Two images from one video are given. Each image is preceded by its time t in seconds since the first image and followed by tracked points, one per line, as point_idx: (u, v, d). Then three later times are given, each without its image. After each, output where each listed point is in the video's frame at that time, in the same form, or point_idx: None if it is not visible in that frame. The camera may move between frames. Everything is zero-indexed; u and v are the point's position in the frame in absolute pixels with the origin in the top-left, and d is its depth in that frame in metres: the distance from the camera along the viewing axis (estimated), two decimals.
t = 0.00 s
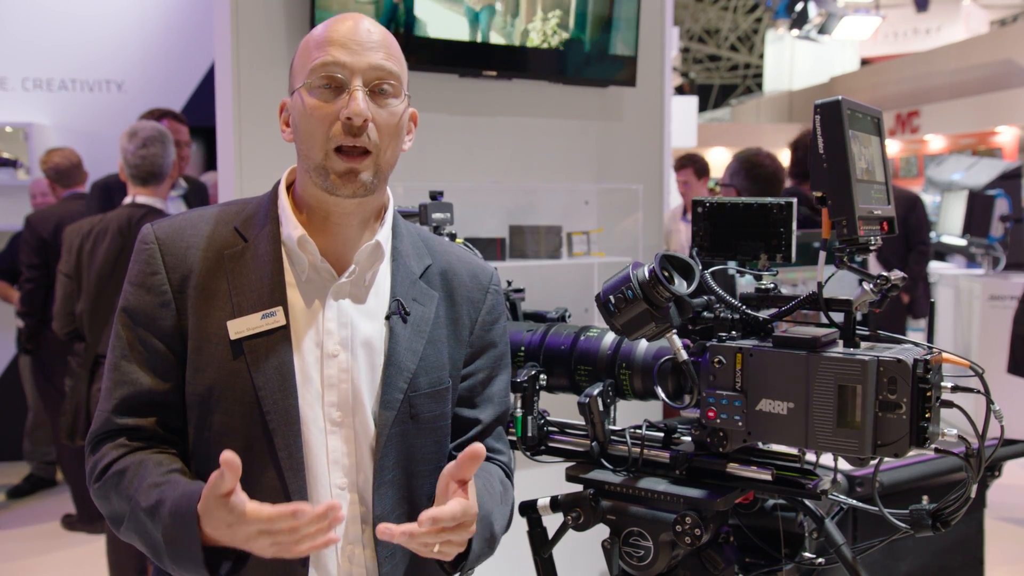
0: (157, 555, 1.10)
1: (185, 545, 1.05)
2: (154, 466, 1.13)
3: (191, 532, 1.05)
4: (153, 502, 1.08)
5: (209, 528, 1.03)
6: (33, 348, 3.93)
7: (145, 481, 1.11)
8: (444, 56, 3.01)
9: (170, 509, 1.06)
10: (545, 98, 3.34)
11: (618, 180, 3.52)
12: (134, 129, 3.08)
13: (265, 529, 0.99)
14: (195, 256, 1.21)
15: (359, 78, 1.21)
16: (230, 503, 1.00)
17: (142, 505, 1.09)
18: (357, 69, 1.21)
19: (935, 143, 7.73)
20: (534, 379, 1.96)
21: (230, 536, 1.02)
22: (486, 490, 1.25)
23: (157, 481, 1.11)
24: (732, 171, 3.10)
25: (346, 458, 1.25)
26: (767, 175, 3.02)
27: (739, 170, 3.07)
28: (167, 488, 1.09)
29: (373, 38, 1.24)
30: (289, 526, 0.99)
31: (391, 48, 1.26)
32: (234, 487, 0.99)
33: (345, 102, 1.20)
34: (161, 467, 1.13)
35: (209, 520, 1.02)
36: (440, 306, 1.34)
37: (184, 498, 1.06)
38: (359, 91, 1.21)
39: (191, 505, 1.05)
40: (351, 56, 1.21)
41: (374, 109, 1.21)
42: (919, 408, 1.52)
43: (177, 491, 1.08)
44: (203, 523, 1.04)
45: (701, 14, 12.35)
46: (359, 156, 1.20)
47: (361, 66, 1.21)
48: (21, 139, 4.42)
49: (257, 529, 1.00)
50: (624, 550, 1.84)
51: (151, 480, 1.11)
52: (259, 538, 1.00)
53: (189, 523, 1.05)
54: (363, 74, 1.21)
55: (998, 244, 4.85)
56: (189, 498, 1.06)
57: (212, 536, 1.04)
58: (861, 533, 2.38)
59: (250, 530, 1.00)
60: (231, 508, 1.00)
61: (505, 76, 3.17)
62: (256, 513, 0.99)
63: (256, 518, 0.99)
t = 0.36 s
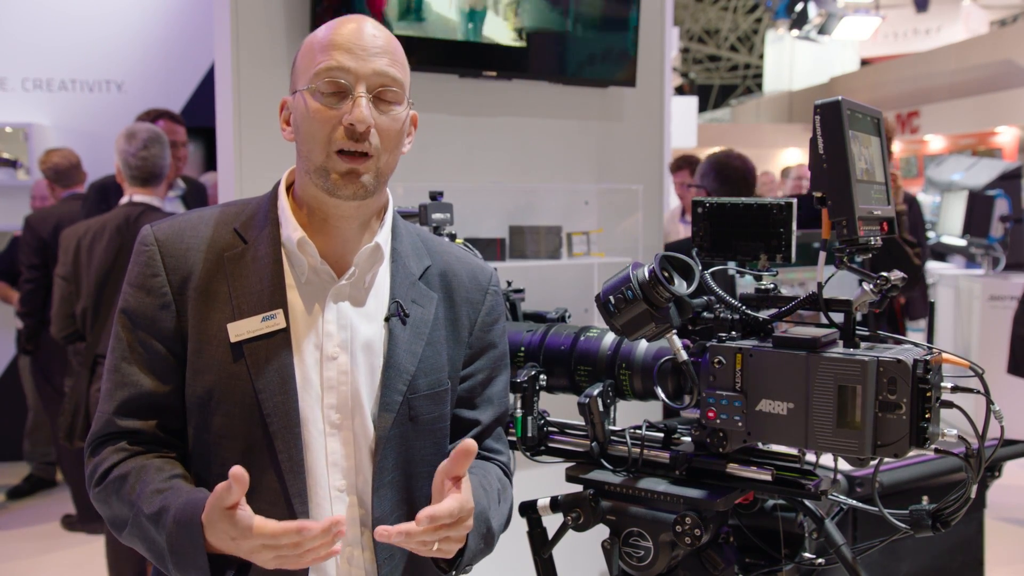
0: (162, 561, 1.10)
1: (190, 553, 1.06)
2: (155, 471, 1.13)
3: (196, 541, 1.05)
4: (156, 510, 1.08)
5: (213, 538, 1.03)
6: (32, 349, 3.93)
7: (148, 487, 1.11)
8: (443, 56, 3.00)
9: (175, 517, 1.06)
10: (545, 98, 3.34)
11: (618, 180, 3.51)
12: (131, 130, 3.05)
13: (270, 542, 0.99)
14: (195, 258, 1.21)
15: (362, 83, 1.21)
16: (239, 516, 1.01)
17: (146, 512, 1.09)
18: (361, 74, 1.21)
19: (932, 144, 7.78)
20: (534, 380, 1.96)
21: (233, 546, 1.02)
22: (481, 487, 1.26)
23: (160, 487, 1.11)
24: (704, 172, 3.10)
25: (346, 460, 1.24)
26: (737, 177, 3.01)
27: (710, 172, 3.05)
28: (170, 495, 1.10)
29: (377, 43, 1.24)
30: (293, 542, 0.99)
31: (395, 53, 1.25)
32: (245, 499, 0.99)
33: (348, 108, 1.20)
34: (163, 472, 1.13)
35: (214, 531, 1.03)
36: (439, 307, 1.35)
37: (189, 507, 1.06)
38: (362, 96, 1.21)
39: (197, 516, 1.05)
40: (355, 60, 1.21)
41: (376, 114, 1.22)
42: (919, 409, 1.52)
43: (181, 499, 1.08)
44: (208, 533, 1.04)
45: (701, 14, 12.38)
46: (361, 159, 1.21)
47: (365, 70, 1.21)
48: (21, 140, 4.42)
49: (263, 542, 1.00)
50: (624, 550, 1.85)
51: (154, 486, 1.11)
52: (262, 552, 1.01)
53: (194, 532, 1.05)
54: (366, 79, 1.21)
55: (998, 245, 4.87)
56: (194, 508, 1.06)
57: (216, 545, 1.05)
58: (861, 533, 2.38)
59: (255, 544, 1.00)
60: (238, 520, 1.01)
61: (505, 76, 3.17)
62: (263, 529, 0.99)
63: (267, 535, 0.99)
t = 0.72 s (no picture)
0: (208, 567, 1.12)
1: (254, 556, 1.09)
2: (185, 478, 1.14)
3: (263, 545, 1.09)
4: (204, 513, 1.10)
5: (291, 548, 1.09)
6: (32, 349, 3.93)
7: (185, 493, 1.12)
8: (443, 56, 3.00)
9: (234, 521, 1.09)
10: (545, 98, 3.34)
11: (618, 180, 3.51)
12: (143, 130, 3.07)
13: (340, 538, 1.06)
14: (197, 259, 1.21)
15: (359, 84, 1.21)
16: (316, 518, 1.08)
17: (189, 517, 1.11)
18: (358, 75, 1.21)
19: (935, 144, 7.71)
20: (534, 380, 1.96)
21: (304, 550, 1.08)
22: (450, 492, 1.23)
23: (198, 491, 1.13)
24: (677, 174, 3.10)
25: (348, 460, 1.25)
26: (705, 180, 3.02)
27: (680, 173, 3.46)
28: (214, 500, 1.12)
29: (374, 43, 1.23)
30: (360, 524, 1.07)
31: (391, 52, 1.25)
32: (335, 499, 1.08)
33: (346, 109, 1.20)
34: (193, 477, 1.15)
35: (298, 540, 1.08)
36: (439, 307, 1.35)
37: (252, 510, 1.10)
38: (359, 98, 1.21)
39: (261, 520, 1.09)
40: (351, 61, 1.21)
41: (374, 115, 1.22)
42: (919, 408, 1.52)
43: (232, 502, 1.11)
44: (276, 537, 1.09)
45: (701, 14, 12.39)
46: (359, 161, 1.21)
47: (362, 71, 1.21)
48: (21, 140, 4.42)
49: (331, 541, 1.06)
50: (624, 550, 1.85)
51: (191, 490, 1.13)
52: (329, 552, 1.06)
53: (260, 536, 1.08)
54: (363, 80, 1.21)
55: (998, 246, 4.84)
56: (257, 510, 1.10)
57: (286, 552, 1.09)
58: (861, 533, 2.38)
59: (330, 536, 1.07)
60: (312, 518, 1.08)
61: (505, 76, 3.17)
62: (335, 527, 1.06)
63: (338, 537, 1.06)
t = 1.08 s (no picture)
0: (205, 570, 1.12)
1: (252, 561, 1.09)
2: (187, 481, 1.14)
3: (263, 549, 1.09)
4: (203, 518, 1.10)
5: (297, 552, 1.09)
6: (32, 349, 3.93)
7: (184, 496, 1.13)
8: (444, 57, 3.01)
9: (234, 525, 1.09)
10: (545, 99, 3.34)
11: (618, 180, 3.52)
12: (142, 133, 3.08)
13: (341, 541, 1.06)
14: (197, 261, 1.21)
15: (359, 87, 1.21)
16: (314, 524, 1.08)
17: (189, 522, 1.11)
18: (358, 77, 1.21)
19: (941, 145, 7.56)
20: (534, 381, 1.96)
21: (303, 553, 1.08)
22: (452, 494, 1.23)
23: (199, 495, 1.13)
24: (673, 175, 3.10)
25: (348, 462, 1.25)
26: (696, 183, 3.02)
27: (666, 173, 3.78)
28: (214, 504, 1.12)
29: (374, 45, 1.23)
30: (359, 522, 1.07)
31: (392, 55, 1.25)
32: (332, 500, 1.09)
33: (346, 111, 1.20)
34: (193, 481, 1.15)
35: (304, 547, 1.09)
36: (439, 307, 1.35)
37: (253, 515, 1.10)
38: (359, 100, 1.21)
39: (263, 524, 1.09)
40: (351, 64, 1.21)
41: (374, 117, 1.22)
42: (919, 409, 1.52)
43: (231, 506, 1.11)
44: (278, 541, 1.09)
45: (700, 14, 12.41)
46: (360, 163, 1.21)
47: (362, 74, 1.21)
48: (21, 140, 4.43)
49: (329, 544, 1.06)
50: (624, 551, 1.85)
51: (192, 494, 1.13)
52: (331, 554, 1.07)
53: (259, 540, 1.09)
54: (363, 83, 1.21)
55: (998, 246, 4.83)
56: (257, 515, 1.10)
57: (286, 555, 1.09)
58: (861, 534, 2.39)
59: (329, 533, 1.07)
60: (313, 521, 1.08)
61: (506, 77, 3.17)
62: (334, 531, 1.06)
63: (339, 538, 1.06)
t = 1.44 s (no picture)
0: (199, 570, 1.11)
1: (247, 564, 1.09)
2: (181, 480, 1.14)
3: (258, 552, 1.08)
4: (197, 517, 1.10)
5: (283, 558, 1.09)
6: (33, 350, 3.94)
7: (178, 495, 1.12)
8: (444, 57, 3.00)
9: (230, 527, 1.09)
10: (545, 99, 3.34)
11: (619, 180, 3.52)
12: (145, 133, 3.08)
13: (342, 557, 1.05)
14: (197, 259, 1.21)
15: (361, 81, 1.21)
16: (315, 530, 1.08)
17: (183, 521, 1.10)
18: (360, 72, 1.21)
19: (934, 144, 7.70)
20: (534, 381, 1.96)
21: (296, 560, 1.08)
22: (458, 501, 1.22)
23: (192, 495, 1.12)
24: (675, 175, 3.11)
25: (348, 459, 1.25)
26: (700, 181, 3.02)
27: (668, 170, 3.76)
28: (209, 504, 1.12)
29: (377, 43, 1.24)
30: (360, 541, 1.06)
31: (394, 53, 1.26)
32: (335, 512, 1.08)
33: (347, 104, 1.20)
34: (187, 480, 1.14)
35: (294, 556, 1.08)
36: (442, 306, 1.35)
37: (248, 518, 1.10)
38: (361, 94, 1.21)
39: (258, 527, 1.09)
40: (354, 60, 1.21)
41: (375, 112, 1.22)
42: (919, 409, 1.52)
43: (226, 506, 1.11)
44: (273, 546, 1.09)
45: (701, 15, 12.42)
46: (359, 157, 1.21)
47: (365, 70, 1.21)
48: (22, 140, 4.43)
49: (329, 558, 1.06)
50: (625, 551, 1.85)
51: (186, 493, 1.12)
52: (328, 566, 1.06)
53: (253, 541, 1.08)
54: (365, 78, 1.21)
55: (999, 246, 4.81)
56: (253, 517, 1.10)
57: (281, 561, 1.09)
58: (861, 535, 2.39)
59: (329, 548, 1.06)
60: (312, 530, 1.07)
61: (506, 77, 3.17)
62: (336, 548, 1.05)
63: (339, 553, 1.05)
